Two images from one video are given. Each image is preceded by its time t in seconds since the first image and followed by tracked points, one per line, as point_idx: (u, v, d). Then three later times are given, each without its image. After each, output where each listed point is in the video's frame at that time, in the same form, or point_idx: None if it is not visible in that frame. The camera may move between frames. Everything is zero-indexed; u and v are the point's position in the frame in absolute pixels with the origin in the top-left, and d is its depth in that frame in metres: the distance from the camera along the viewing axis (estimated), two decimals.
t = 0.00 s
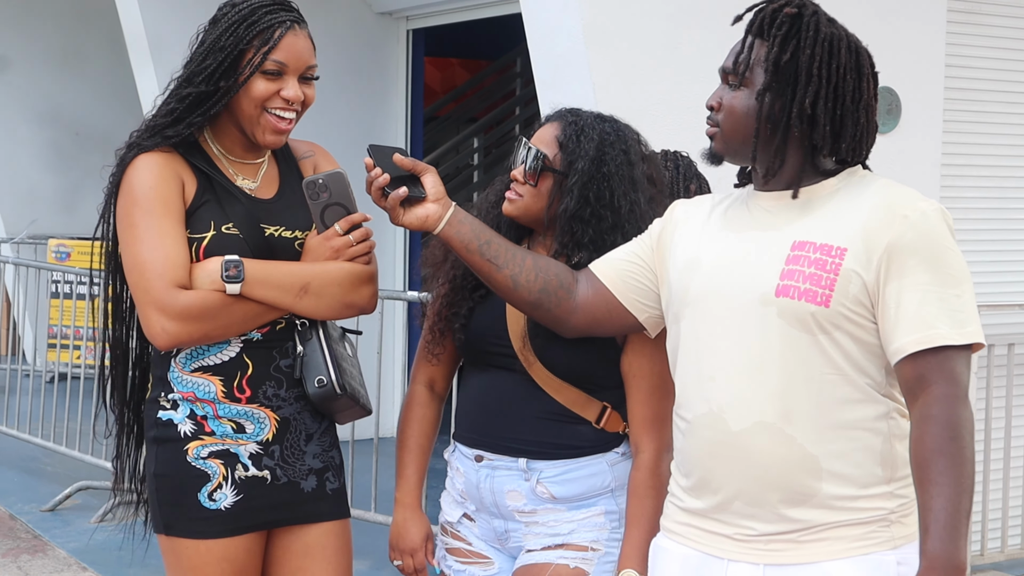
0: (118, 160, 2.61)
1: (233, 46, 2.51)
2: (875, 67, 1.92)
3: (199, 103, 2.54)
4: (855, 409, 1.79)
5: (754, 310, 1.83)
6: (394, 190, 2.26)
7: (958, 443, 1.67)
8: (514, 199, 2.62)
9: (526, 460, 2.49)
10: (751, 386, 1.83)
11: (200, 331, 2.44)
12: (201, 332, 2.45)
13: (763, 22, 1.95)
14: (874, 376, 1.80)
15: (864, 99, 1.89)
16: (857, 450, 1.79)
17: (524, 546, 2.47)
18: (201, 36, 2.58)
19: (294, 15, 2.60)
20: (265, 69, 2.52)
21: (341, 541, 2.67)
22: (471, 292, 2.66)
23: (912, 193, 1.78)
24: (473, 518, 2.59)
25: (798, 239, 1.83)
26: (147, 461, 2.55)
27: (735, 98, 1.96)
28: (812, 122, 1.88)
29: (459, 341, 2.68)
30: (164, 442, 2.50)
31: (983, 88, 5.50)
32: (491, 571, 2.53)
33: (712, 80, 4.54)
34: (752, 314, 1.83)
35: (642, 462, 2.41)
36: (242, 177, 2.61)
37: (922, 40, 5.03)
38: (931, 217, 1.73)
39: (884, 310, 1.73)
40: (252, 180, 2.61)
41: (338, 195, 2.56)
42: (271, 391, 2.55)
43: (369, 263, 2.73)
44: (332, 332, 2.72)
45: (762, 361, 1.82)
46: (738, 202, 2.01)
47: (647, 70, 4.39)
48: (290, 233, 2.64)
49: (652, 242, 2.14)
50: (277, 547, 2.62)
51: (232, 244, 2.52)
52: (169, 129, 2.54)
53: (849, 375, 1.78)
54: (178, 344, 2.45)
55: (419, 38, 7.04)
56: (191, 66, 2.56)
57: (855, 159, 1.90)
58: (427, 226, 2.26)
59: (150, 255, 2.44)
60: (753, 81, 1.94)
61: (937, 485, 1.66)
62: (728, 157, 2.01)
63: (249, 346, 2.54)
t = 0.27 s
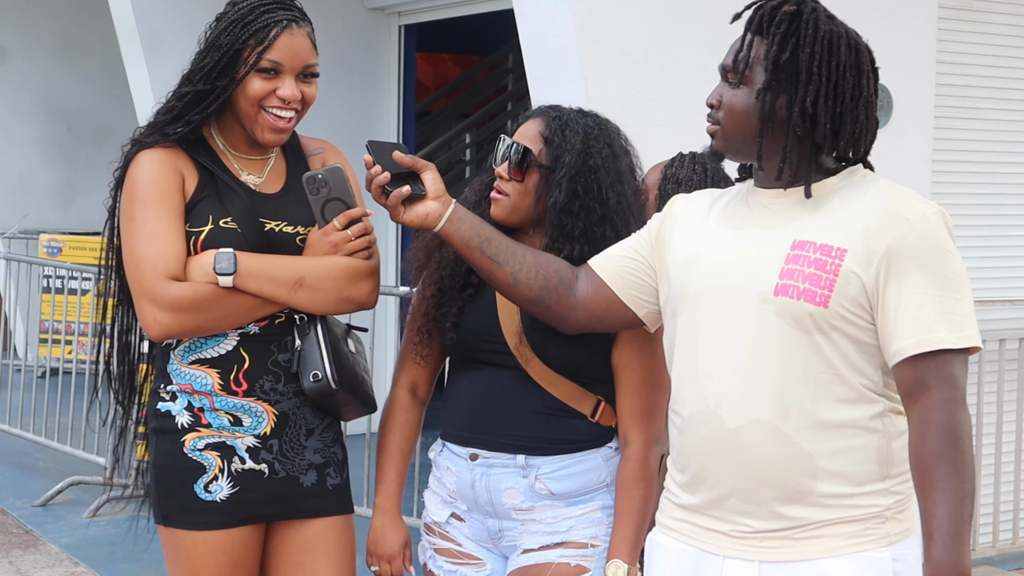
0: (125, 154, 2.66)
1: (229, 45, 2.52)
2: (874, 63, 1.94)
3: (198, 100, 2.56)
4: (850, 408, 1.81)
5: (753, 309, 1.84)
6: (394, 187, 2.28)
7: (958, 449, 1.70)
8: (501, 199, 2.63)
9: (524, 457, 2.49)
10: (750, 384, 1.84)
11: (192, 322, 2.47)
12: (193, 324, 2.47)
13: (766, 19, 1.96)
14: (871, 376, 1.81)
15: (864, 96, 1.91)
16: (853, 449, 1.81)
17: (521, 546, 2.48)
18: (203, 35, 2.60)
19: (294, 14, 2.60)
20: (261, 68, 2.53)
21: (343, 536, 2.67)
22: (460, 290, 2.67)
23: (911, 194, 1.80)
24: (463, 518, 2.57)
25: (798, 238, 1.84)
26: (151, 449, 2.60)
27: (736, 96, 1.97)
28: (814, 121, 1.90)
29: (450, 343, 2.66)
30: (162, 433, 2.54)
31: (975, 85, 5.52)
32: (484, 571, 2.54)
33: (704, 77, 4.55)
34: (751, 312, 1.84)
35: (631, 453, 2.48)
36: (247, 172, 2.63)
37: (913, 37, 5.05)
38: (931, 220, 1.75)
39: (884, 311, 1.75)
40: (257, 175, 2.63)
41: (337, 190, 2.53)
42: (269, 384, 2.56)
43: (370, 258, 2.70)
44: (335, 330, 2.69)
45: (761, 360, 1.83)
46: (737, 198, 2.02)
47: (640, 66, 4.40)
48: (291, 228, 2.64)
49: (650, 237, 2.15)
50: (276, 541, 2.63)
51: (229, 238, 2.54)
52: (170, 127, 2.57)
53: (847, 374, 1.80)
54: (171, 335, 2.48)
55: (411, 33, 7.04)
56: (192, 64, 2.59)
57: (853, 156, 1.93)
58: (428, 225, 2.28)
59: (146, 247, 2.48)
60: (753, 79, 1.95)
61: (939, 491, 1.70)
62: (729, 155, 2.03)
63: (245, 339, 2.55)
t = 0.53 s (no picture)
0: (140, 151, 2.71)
1: (241, 46, 2.55)
2: (870, 64, 1.96)
3: (211, 99, 2.60)
4: (843, 412, 1.82)
5: (749, 312, 1.85)
6: (389, 194, 2.29)
7: (952, 454, 1.72)
8: (483, 197, 2.61)
9: (525, 452, 2.50)
10: (745, 387, 1.85)
11: (198, 320, 2.51)
12: (199, 321, 2.52)
13: (763, 23, 1.97)
14: (865, 380, 1.83)
15: (861, 99, 1.93)
16: (847, 451, 1.82)
17: (517, 545, 2.48)
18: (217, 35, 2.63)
19: (306, 14, 2.61)
20: (271, 68, 2.55)
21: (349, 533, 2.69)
22: (447, 292, 2.67)
23: (908, 199, 1.81)
24: (456, 519, 2.56)
25: (795, 243, 1.85)
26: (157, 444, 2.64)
27: (733, 100, 1.98)
28: (812, 124, 1.91)
29: (444, 347, 2.64)
30: (170, 428, 2.59)
31: (965, 88, 5.55)
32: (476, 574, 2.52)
33: (696, 78, 4.57)
34: (747, 315, 1.86)
35: (631, 444, 2.52)
36: (260, 170, 2.66)
37: (904, 40, 5.08)
38: (928, 226, 1.76)
39: (880, 316, 1.77)
40: (269, 175, 2.66)
41: (347, 192, 2.53)
42: (274, 382, 2.58)
43: (376, 259, 2.71)
44: (344, 330, 2.71)
45: (756, 363, 1.84)
46: (734, 199, 2.03)
47: (632, 67, 4.42)
48: (300, 228, 2.66)
49: (646, 239, 2.17)
50: (281, 536, 2.66)
51: (239, 237, 2.57)
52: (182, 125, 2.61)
53: (841, 378, 1.81)
54: (178, 331, 2.53)
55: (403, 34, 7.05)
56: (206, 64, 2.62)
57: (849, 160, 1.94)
58: (427, 230, 2.28)
59: (156, 245, 2.53)
60: (751, 83, 1.96)
61: (931, 496, 1.72)
62: (727, 157, 2.03)
63: (252, 337, 2.58)
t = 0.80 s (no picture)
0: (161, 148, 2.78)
1: (261, 47, 2.62)
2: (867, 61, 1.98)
3: (231, 98, 2.68)
4: (837, 413, 1.83)
5: (745, 313, 1.86)
6: (390, 193, 2.31)
7: (947, 457, 1.73)
8: (476, 201, 2.64)
9: (523, 452, 2.51)
10: (740, 388, 1.86)
11: (205, 317, 2.57)
12: (208, 319, 2.57)
13: (759, 23, 1.98)
14: (860, 381, 1.84)
15: (859, 95, 1.94)
16: (843, 452, 1.83)
17: (516, 545, 2.49)
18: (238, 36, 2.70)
19: (324, 15, 2.68)
20: (291, 68, 2.62)
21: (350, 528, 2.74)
22: (441, 295, 2.69)
23: (905, 202, 1.82)
24: (455, 519, 2.57)
25: (792, 244, 1.86)
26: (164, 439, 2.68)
27: (731, 102, 1.99)
28: (812, 122, 1.92)
29: (439, 348, 2.65)
30: (174, 421, 2.64)
31: (960, 89, 5.56)
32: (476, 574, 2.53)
33: (691, 79, 4.58)
34: (744, 316, 1.87)
35: (630, 441, 2.54)
36: (278, 171, 2.73)
37: (899, 42, 5.10)
38: (924, 229, 1.77)
39: (876, 318, 1.78)
40: (286, 176, 2.73)
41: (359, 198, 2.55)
42: (277, 380, 2.63)
43: (385, 267, 2.74)
44: (352, 333, 2.76)
45: (752, 364, 1.85)
46: (731, 199, 2.04)
47: (628, 68, 4.43)
48: (313, 231, 2.71)
49: (643, 240, 2.18)
50: (282, 530, 2.70)
51: (251, 237, 2.63)
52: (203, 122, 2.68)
53: (836, 379, 1.82)
54: (187, 327, 2.58)
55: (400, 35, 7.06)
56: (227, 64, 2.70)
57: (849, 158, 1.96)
58: (422, 231, 2.29)
59: (169, 241, 2.58)
60: (748, 83, 1.97)
61: (926, 498, 1.73)
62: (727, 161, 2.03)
63: (258, 336, 2.63)
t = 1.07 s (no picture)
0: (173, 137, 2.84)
1: (275, 45, 2.68)
2: (861, 60, 1.99)
3: (242, 93, 2.73)
4: (834, 415, 1.84)
5: (744, 315, 1.87)
6: (390, 194, 2.32)
7: (944, 461, 1.75)
8: (479, 200, 2.66)
9: (520, 450, 2.53)
10: (737, 388, 1.87)
11: (198, 303, 2.63)
12: (200, 306, 2.64)
13: (754, 25, 2.00)
14: (858, 385, 1.85)
15: (853, 94, 1.95)
16: (838, 453, 1.84)
17: (512, 544, 2.50)
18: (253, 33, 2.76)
19: (339, 15, 2.73)
20: (303, 66, 2.67)
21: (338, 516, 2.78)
22: (443, 295, 2.72)
23: (904, 206, 1.83)
24: (454, 517, 2.59)
25: (791, 247, 1.87)
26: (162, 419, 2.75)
27: (726, 103, 2.00)
28: (804, 120, 1.93)
29: (439, 345, 2.69)
30: (169, 404, 2.72)
31: (957, 91, 5.58)
32: (473, 571, 2.54)
33: (689, 81, 4.59)
34: (741, 317, 1.88)
35: (625, 443, 2.52)
36: (285, 167, 2.76)
37: (897, 44, 5.11)
38: (923, 233, 1.78)
39: (875, 322, 1.79)
40: (293, 173, 2.76)
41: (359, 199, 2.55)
42: (268, 371, 2.69)
43: (379, 268, 2.77)
44: (349, 332, 2.81)
45: (751, 366, 1.86)
46: (730, 201, 2.05)
47: (627, 70, 4.44)
48: (312, 228, 2.75)
49: (643, 240, 2.19)
50: (271, 517, 2.76)
51: (250, 229, 2.68)
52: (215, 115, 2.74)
53: (833, 382, 1.83)
54: (180, 312, 2.66)
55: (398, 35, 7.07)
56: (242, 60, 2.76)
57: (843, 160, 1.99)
58: (419, 232, 2.30)
59: (169, 228, 2.64)
60: (743, 84, 1.98)
61: (923, 500, 1.75)
62: (724, 164, 2.04)
63: (250, 327, 2.69)
